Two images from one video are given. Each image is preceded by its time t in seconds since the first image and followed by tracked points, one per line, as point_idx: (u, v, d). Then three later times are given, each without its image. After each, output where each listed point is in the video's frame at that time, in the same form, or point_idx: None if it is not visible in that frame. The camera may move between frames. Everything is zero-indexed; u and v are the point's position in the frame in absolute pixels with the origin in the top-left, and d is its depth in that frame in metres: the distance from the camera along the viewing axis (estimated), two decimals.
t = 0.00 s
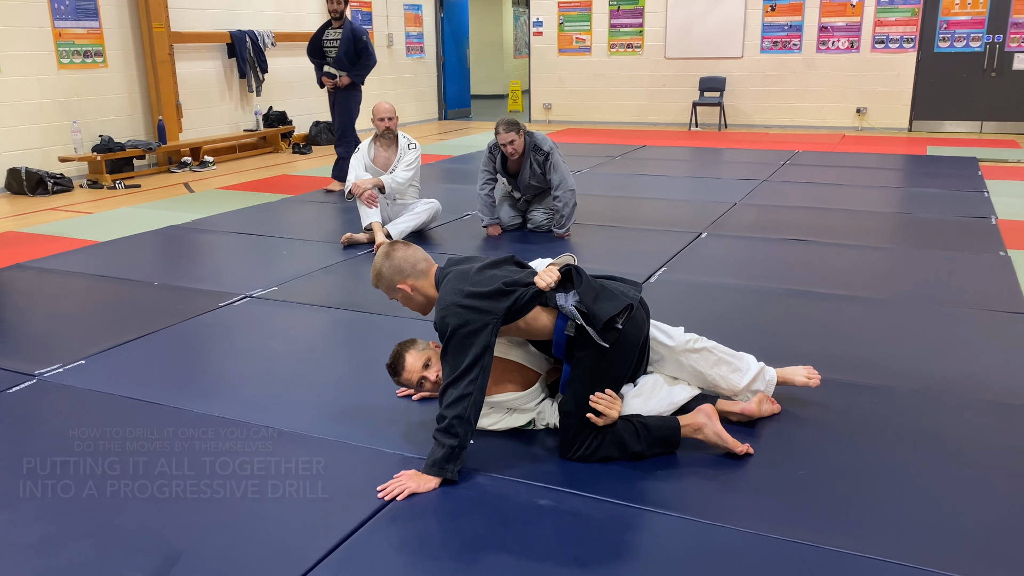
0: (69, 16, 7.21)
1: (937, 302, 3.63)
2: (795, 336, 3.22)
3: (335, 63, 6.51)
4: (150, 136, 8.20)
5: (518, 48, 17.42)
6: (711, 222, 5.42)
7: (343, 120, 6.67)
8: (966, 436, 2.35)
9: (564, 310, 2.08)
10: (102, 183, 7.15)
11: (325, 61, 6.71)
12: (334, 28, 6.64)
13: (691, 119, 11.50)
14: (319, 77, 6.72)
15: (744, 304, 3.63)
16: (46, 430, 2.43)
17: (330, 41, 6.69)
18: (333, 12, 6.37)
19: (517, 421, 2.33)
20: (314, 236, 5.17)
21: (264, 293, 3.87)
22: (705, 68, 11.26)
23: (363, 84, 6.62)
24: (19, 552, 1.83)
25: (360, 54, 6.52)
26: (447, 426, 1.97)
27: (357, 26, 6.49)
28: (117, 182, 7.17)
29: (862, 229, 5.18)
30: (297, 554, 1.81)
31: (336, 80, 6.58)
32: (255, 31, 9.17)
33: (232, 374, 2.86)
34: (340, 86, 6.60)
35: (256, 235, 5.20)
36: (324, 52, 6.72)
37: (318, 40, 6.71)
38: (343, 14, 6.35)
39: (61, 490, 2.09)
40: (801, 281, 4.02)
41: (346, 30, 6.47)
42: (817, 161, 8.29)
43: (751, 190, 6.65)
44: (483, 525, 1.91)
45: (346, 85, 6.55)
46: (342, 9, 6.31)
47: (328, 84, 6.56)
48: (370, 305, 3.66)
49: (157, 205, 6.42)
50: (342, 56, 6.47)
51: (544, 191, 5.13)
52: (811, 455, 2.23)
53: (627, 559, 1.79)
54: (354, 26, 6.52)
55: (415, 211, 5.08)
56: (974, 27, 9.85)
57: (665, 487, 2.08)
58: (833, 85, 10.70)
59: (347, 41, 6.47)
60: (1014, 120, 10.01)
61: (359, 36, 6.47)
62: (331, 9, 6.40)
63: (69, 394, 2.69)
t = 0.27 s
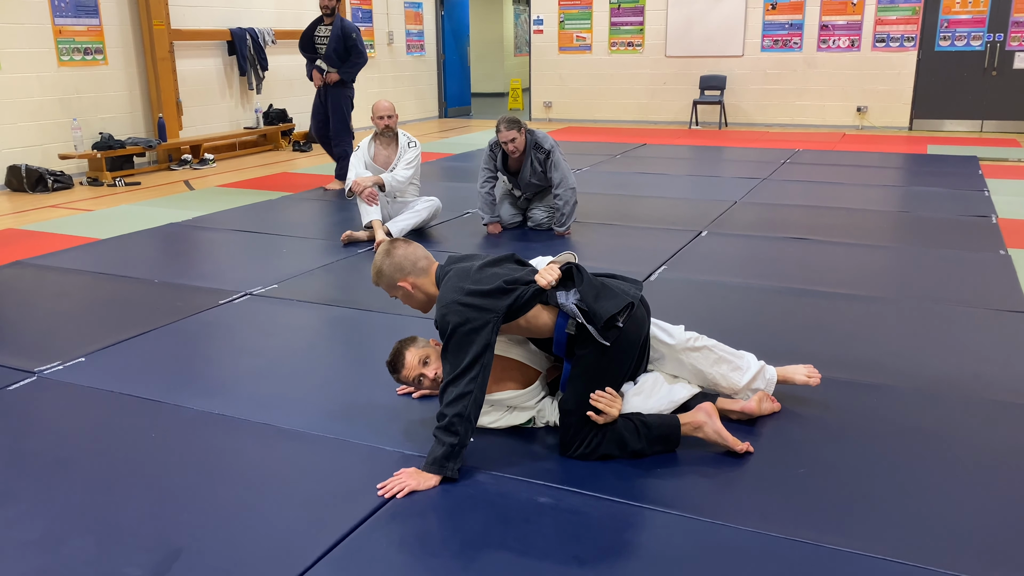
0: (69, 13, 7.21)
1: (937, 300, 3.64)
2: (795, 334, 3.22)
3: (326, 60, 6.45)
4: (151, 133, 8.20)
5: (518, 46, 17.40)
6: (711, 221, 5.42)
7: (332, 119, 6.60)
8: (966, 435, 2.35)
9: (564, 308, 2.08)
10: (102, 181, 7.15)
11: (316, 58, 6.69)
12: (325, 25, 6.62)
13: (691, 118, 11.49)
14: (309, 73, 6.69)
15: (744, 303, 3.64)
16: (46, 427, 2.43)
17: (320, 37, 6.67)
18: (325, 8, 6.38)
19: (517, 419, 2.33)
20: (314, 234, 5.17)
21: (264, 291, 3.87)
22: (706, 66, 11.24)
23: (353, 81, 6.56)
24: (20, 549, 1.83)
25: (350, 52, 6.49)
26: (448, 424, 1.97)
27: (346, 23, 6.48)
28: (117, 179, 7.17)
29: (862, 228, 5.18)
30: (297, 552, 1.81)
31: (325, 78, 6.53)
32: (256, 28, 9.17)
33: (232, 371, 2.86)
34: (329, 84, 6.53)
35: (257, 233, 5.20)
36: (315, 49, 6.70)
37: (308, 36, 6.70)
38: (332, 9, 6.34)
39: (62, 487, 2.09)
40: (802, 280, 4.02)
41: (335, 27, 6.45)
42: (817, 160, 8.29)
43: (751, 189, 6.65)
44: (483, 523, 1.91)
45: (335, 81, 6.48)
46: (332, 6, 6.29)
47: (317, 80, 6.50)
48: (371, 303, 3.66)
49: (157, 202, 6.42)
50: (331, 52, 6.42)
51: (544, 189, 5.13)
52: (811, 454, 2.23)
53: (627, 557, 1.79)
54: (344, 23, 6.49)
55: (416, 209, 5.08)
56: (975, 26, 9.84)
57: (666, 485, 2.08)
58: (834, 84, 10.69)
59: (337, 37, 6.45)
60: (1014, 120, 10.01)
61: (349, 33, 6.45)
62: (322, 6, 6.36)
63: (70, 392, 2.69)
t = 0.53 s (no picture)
0: (69, 11, 7.20)
1: (937, 300, 3.64)
2: (795, 333, 3.22)
3: (320, 58, 6.40)
4: (150, 131, 8.19)
5: (518, 44, 17.39)
6: (711, 220, 5.42)
7: (326, 117, 6.56)
8: (966, 434, 2.35)
9: (564, 306, 2.08)
10: (102, 178, 7.15)
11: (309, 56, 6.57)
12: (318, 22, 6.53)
13: (691, 117, 11.49)
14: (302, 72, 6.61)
15: (744, 301, 3.64)
16: (46, 424, 2.43)
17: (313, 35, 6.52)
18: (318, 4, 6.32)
19: (517, 417, 2.34)
20: (314, 232, 5.17)
21: (264, 289, 3.87)
22: (706, 65, 11.23)
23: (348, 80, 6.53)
24: (19, 547, 1.83)
25: (345, 50, 6.44)
26: (448, 423, 1.97)
27: (342, 21, 6.43)
28: (117, 177, 7.16)
29: (862, 228, 5.18)
30: (297, 550, 1.81)
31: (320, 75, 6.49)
32: (256, 26, 9.16)
33: (232, 369, 2.86)
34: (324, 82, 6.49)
35: (257, 231, 5.20)
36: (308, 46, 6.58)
37: (302, 35, 6.53)
38: (326, 7, 6.28)
39: (62, 485, 2.09)
40: (802, 278, 4.02)
41: (330, 25, 6.40)
42: (817, 159, 8.28)
43: (751, 188, 6.65)
44: (482, 521, 1.91)
45: (330, 79, 6.45)
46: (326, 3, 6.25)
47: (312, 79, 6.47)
48: (371, 301, 3.66)
49: (157, 200, 6.42)
50: (327, 50, 6.37)
51: (545, 187, 5.12)
52: (811, 453, 2.23)
53: (627, 555, 1.79)
54: (338, 21, 6.45)
55: (416, 207, 5.07)
56: (975, 26, 9.84)
57: (666, 484, 2.08)
58: (834, 83, 10.69)
59: (332, 35, 6.39)
60: (1014, 119, 10.02)
61: (345, 31, 6.40)
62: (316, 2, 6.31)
63: (69, 389, 2.69)
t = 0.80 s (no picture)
0: (68, 9, 7.19)
1: (937, 300, 3.64)
2: (795, 333, 3.22)
3: (315, 56, 6.37)
4: (150, 129, 8.18)
5: (518, 44, 17.39)
6: (710, 220, 5.42)
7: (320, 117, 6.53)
8: (966, 434, 2.35)
9: (564, 306, 2.08)
10: (101, 177, 7.14)
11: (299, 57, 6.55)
12: (305, 22, 6.53)
13: (691, 117, 11.49)
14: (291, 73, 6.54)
15: (743, 301, 3.63)
16: (44, 423, 2.43)
17: (302, 35, 6.53)
18: (309, 4, 6.30)
19: (516, 416, 2.34)
20: (314, 231, 5.17)
21: (263, 287, 3.87)
22: (706, 65, 11.23)
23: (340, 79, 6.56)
24: (18, 545, 1.83)
25: (337, 48, 6.50)
26: (446, 422, 1.97)
27: (333, 20, 6.49)
28: (116, 175, 7.15)
29: (862, 228, 5.18)
30: (296, 548, 1.81)
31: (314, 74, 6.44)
32: (255, 25, 9.15)
33: (231, 367, 2.85)
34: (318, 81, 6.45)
35: (256, 229, 5.20)
36: (297, 47, 6.54)
37: (290, 35, 6.54)
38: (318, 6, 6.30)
39: (60, 483, 2.09)
40: (801, 278, 4.02)
41: (321, 24, 6.42)
42: (816, 159, 8.28)
43: (751, 188, 6.64)
44: (482, 520, 1.91)
45: (324, 79, 6.43)
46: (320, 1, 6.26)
47: (305, 80, 6.40)
48: (370, 300, 3.66)
49: (156, 198, 6.41)
50: (322, 48, 6.37)
51: (544, 187, 5.12)
52: (810, 453, 2.23)
53: (626, 555, 1.79)
54: (329, 20, 6.50)
55: (415, 206, 5.08)
56: (975, 26, 9.84)
57: (665, 484, 2.08)
58: (834, 83, 10.69)
59: (324, 33, 6.42)
60: (1014, 120, 10.02)
61: (337, 30, 6.48)
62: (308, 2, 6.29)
63: (67, 388, 2.69)
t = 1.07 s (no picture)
0: (67, 7, 7.18)
1: (936, 301, 3.64)
2: (795, 333, 3.22)
3: (300, 54, 6.28)
4: (149, 128, 8.17)
5: (518, 43, 17.39)
6: (710, 220, 5.42)
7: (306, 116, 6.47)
8: (965, 434, 2.35)
9: (564, 305, 2.07)
10: (100, 175, 7.14)
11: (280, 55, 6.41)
12: (285, 19, 6.42)
13: (690, 117, 11.50)
14: (273, 72, 6.40)
15: (743, 302, 3.63)
16: (43, 421, 2.42)
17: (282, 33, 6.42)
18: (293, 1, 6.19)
19: (515, 416, 2.34)
20: (313, 230, 5.17)
21: (263, 287, 3.87)
22: (706, 65, 11.23)
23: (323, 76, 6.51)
24: (16, 544, 1.83)
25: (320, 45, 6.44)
26: (446, 422, 1.97)
27: (314, 16, 6.42)
28: (115, 174, 7.15)
29: (862, 228, 5.17)
30: (295, 548, 1.80)
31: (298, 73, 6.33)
32: (255, 24, 9.15)
33: (229, 367, 2.85)
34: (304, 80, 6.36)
35: (255, 228, 5.20)
36: (279, 45, 6.42)
37: (270, 33, 6.44)
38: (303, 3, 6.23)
39: (58, 483, 2.08)
40: (801, 278, 4.02)
41: (305, 21, 6.35)
42: (816, 159, 8.28)
43: (751, 188, 6.64)
44: (481, 520, 1.91)
45: (309, 77, 6.36)
46: None
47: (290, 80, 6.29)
48: (369, 300, 3.66)
49: (156, 197, 6.41)
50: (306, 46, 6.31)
51: (544, 187, 5.12)
52: (809, 453, 2.23)
53: (625, 555, 1.78)
54: (310, 17, 6.43)
55: (414, 206, 5.08)
56: (975, 26, 9.84)
57: (665, 484, 2.08)
58: (834, 83, 10.69)
59: (307, 31, 6.36)
60: (1013, 120, 10.01)
61: (319, 26, 6.42)
62: None
63: (66, 387, 2.68)
